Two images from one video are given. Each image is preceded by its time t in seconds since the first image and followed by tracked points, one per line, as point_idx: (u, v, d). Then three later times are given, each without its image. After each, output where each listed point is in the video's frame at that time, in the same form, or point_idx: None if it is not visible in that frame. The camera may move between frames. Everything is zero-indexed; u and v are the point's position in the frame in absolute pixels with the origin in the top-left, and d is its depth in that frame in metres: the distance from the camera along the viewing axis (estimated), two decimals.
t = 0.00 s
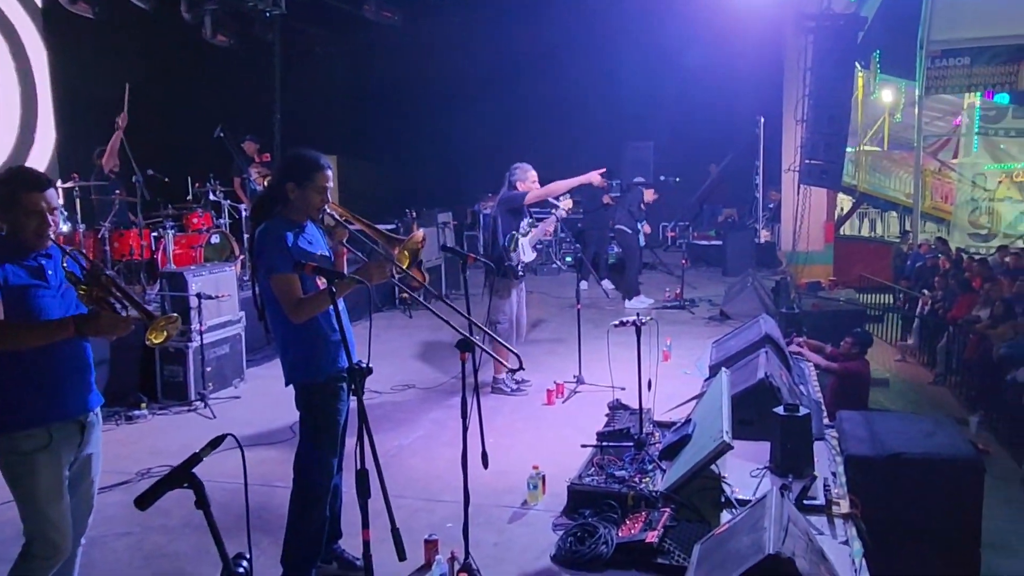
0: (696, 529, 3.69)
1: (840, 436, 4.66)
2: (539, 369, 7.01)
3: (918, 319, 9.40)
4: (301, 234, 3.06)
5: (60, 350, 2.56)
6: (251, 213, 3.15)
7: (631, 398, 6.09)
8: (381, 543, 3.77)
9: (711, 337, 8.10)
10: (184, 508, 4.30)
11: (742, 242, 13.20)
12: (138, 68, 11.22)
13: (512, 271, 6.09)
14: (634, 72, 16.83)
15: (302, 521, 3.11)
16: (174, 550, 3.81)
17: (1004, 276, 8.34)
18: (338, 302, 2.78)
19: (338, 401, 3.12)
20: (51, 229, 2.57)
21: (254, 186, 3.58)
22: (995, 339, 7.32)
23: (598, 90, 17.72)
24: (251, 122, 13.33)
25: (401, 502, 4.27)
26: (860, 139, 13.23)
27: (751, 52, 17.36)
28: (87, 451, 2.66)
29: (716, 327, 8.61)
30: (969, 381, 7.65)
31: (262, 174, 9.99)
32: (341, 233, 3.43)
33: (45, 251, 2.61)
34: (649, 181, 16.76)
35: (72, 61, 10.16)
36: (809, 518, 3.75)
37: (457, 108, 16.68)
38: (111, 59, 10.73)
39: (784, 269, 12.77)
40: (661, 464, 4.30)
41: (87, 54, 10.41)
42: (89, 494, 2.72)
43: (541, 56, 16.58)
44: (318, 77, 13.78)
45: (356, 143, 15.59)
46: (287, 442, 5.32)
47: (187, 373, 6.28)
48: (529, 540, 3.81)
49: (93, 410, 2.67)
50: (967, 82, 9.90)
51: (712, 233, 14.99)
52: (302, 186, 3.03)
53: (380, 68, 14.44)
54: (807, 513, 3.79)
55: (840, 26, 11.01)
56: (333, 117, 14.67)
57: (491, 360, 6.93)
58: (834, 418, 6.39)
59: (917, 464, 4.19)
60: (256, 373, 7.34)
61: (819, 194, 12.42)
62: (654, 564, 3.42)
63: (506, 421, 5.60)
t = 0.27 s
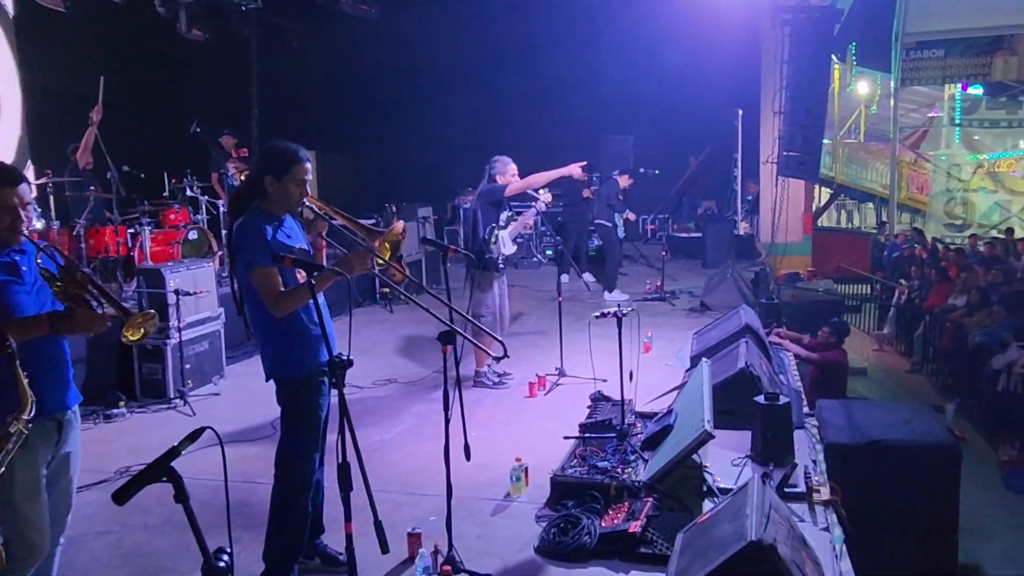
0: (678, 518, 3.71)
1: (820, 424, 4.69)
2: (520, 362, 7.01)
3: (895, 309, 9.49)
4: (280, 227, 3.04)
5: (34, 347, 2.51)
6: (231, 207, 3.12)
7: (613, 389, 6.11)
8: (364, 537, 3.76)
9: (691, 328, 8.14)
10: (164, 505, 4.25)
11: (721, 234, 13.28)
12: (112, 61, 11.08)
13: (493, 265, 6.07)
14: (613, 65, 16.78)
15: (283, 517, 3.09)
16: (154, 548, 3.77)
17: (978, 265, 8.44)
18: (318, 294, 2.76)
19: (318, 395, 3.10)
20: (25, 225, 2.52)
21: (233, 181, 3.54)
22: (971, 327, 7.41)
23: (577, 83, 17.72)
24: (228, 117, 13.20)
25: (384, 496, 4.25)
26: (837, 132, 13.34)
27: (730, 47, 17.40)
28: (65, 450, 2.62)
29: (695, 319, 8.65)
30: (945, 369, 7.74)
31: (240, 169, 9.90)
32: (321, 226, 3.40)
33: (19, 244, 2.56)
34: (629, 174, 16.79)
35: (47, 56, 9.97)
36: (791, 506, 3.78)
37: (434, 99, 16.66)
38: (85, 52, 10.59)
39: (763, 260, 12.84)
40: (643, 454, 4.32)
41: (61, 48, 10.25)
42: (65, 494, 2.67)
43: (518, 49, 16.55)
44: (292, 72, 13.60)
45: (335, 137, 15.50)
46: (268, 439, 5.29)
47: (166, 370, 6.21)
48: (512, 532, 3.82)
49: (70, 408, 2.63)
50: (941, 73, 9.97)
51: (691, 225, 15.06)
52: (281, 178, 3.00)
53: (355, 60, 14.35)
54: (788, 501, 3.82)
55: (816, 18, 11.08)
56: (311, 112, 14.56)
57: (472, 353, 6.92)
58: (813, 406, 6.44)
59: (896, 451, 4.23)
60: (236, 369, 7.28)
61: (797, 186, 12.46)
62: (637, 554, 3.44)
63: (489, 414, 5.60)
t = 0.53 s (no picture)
0: (655, 509, 3.74)
1: (793, 414, 4.75)
2: (496, 357, 7.02)
3: (866, 299, 9.63)
4: (252, 224, 3.01)
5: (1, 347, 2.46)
6: (202, 203, 3.08)
7: (589, 382, 6.14)
8: (342, 534, 3.74)
9: (666, 321, 8.19)
10: (138, 507, 4.21)
11: (694, 227, 13.38)
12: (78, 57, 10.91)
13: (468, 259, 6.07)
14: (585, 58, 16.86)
15: (260, 515, 3.07)
16: (128, 550, 3.73)
17: (946, 256, 8.60)
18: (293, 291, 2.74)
19: (294, 392, 3.08)
20: None
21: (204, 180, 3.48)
22: (939, 316, 7.55)
23: (549, 78, 17.72)
24: (198, 113, 13.04)
25: (361, 493, 4.24)
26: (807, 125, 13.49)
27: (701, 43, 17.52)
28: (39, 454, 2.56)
29: (670, 312, 8.71)
30: (915, 358, 7.87)
31: (211, 167, 9.80)
32: (294, 222, 3.38)
33: None
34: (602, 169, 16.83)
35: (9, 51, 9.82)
36: (766, 495, 3.82)
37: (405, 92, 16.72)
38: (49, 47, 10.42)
39: (736, 253, 12.94)
40: (620, 447, 4.35)
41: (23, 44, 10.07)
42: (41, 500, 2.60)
43: (489, 43, 16.59)
44: (263, 68, 13.50)
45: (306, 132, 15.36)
46: (243, 438, 5.25)
47: (137, 370, 6.14)
48: (491, 526, 3.82)
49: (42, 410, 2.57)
50: (908, 66, 9.89)
51: (665, 219, 15.15)
52: (253, 174, 2.97)
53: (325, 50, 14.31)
54: (763, 490, 3.86)
55: (784, 13, 11.20)
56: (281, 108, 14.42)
57: (448, 348, 6.91)
58: (787, 396, 6.51)
59: (868, 439, 4.29)
60: (209, 368, 7.21)
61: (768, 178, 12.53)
62: (616, 545, 3.46)
63: (466, 409, 5.61)
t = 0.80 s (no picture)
0: (622, 501, 3.77)
1: (755, 405, 4.81)
2: (460, 354, 7.01)
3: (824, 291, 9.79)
4: (211, 223, 2.96)
5: None
6: (158, 202, 3.02)
7: (553, 377, 6.16)
8: (308, 534, 3.71)
9: (629, 315, 8.25)
10: (97, 513, 4.12)
11: (655, 222, 13.49)
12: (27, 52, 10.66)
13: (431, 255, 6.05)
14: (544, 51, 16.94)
15: (224, 517, 3.02)
16: (88, 556, 3.66)
17: (899, 247, 8.78)
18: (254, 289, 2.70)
19: (257, 391, 3.05)
20: None
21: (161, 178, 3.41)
22: (894, 307, 7.72)
23: (509, 74, 17.71)
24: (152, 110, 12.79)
25: (327, 492, 4.21)
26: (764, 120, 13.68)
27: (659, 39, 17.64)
28: None
29: (632, 305, 8.76)
30: (871, 348, 8.03)
31: (167, 165, 9.64)
32: (254, 219, 3.33)
33: None
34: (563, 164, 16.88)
35: None
36: (730, 484, 3.87)
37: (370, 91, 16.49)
38: None
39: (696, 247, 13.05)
40: (585, 440, 4.37)
41: None
42: None
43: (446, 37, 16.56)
44: (219, 62, 13.33)
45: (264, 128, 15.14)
46: (205, 439, 5.17)
47: (94, 373, 6.01)
48: (457, 522, 3.82)
49: None
50: (862, 62, 9.98)
51: (626, 214, 15.25)
52: (210, 172, 2.92)
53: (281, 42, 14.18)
54: (727, 479, 3.91)
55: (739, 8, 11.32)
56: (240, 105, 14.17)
57: (412, 346, 6.88)
58: (750, 387, 6.59)
59: (829, 428, 4.37)
60: (168, 371, 7.08)
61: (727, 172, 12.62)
62: (583, 538, 3.48)
63: (431, 406, 5.59)
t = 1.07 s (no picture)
0: (575, 496, 3.78)
1: (704, 397, 4.88)
2: (411, 353, 6.96)
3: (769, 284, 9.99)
4: (152, 224, 2.88)
5: None
6: (96, 204, 2.93)
7: (505, 374, 6.16)
8: (258, 541, 3.64)
9: (579, 311, 8.29)
10: (37, 527, 3.98)
11: (603, 218, 13.59)
12: None
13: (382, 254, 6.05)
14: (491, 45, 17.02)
15: (171, 525, 2.94)
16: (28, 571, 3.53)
17: (840, 239, 9.00)
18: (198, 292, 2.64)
19: (204, 396, 2.98)
20: None
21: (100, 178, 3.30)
22: (836, 298, 7.90)
23: (456, 71, 17.66)
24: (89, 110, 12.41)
25: (277, 497, 4.13)
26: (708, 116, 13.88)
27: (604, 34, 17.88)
28: None
29: (582, 301, 8.82)
30: (815, 339, 8.21)
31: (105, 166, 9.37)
32: (197, 219, 3.26)
33: None
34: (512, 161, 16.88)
35: None
36: (681, 476, 3.92)
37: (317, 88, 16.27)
38: None
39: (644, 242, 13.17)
40: (538, 437, 4.37)
41: None
42: None
43: (393, 33, 16.45)
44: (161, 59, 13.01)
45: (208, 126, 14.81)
46: (150, 447, 5.04)
47: (31, 382, 5.81)
48: (412, 523, 3.79)
49: None
50: (802, 59, 10.11)
51: (575, 210, 15.32)
52: (150, 171, 2.84)
53: (225, 36, 13.91)
54: (678, 472, 3.96)
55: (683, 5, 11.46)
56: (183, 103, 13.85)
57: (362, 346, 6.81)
58: (699, 379, 6.69)
59: (775, 419, 4.45)
60: (110, 377, 6.89)
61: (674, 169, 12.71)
62: (537, 535, 3.48)
63: (383, 406, 5.55)
